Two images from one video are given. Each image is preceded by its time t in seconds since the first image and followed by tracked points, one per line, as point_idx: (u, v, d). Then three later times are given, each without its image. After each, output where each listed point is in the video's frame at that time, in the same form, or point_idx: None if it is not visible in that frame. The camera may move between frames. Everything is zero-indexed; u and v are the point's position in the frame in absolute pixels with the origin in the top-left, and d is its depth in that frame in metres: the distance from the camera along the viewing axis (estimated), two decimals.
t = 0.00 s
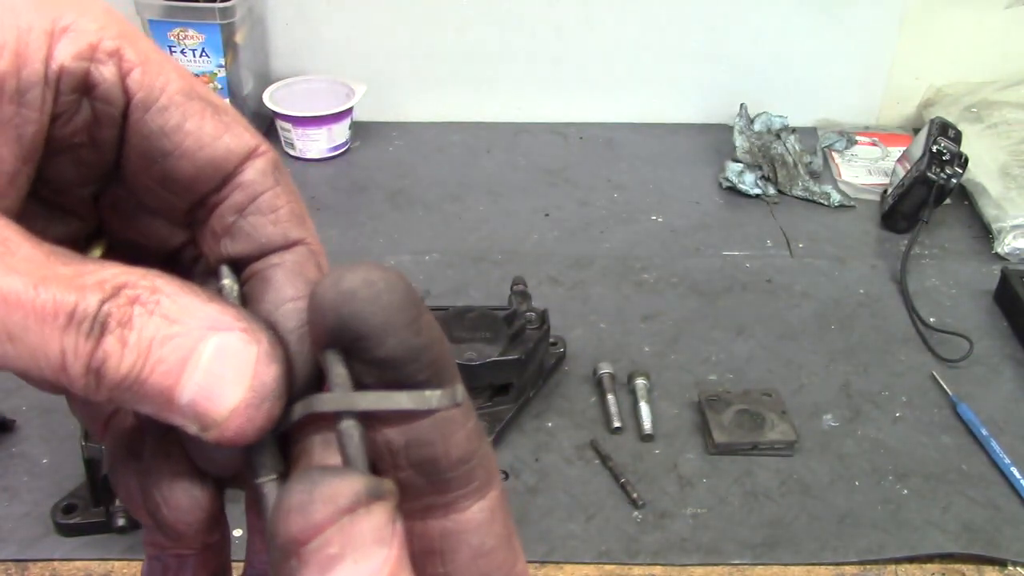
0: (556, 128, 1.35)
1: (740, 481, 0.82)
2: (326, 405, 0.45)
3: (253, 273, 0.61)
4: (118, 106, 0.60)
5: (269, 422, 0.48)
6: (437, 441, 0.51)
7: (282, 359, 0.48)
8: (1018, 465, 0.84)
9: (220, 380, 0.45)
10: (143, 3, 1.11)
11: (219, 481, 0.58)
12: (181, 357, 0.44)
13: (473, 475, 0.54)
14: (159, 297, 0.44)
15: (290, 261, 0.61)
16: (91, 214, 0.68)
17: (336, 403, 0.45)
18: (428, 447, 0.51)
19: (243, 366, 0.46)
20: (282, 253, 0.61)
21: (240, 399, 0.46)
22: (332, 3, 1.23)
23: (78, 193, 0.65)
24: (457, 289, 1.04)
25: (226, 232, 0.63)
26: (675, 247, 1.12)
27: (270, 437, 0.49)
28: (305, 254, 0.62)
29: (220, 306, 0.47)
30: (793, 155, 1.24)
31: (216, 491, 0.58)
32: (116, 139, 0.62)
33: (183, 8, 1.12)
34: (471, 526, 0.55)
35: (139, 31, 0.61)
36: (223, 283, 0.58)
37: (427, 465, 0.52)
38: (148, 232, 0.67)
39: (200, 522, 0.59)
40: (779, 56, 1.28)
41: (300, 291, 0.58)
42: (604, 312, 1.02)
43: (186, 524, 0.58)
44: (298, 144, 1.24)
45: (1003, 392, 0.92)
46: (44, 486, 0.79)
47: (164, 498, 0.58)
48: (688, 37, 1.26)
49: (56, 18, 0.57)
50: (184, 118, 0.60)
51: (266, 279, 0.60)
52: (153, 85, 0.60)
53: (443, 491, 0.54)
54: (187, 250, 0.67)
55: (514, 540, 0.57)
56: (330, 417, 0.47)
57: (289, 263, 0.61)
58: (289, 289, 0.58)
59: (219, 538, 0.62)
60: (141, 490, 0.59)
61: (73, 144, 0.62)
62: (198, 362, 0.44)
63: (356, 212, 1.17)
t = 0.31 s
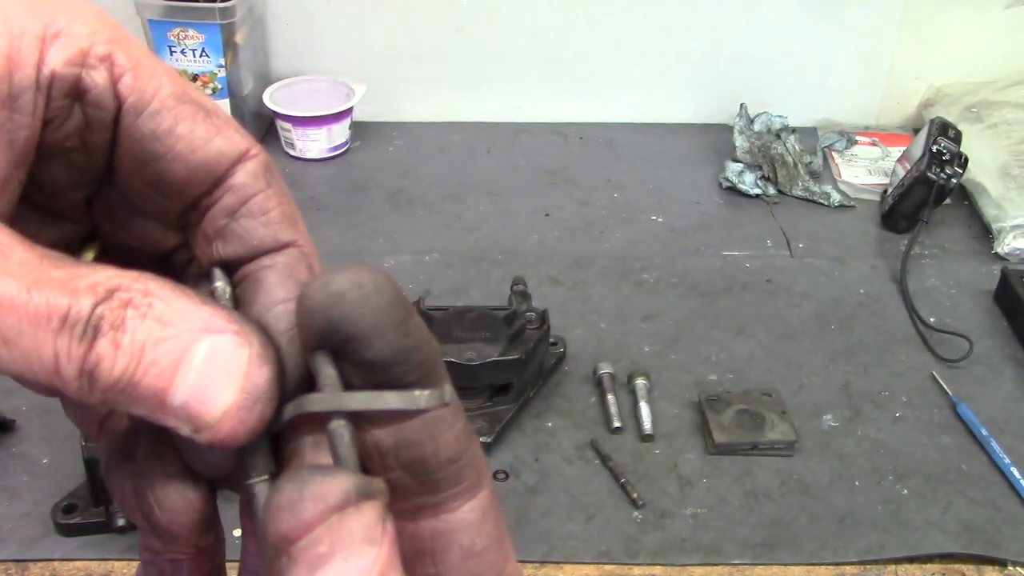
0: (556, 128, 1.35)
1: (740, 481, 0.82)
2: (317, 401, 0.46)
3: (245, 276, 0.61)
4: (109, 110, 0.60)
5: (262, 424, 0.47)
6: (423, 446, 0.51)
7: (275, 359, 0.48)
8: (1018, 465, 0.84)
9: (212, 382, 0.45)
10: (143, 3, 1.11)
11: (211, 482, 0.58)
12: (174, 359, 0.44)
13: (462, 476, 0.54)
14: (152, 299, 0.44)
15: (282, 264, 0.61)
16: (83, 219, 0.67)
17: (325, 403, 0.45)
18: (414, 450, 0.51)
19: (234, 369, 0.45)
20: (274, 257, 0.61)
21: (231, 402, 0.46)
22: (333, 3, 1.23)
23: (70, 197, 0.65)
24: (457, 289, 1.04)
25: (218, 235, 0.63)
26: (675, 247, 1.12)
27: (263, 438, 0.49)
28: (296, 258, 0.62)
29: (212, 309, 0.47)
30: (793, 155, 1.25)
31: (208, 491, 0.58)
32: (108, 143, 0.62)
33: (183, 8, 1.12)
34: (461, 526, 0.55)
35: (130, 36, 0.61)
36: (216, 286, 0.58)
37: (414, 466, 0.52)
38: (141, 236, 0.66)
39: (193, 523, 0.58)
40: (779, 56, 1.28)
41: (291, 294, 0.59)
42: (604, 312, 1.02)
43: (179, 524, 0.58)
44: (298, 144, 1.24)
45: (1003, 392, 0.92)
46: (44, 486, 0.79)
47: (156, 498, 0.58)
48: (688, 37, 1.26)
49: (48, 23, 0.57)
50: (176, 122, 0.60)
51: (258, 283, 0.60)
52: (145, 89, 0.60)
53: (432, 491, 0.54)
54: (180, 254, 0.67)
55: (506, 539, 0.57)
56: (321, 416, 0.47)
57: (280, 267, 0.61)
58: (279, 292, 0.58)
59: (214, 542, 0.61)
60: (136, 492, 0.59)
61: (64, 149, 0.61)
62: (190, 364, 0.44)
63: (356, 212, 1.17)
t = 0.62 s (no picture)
0: (556, 128, 1.35)
1: (740, 481, 0.82)
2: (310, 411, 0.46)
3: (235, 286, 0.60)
4: (98, 128, 0.60)
5: (252, 430, 0.46)
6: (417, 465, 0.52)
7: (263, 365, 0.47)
8: (1018, 464, 0.84)
9: (203, 392, 0.44)
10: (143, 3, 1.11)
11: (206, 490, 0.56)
12: (163, 367, 0.43)
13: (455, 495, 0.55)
14: (143, 309, 0.44)
15: (270, 274, 0.60)
16: (78, 236, 0.68)
17: (321, 411, 0.45)
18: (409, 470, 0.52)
19: (224, 377, 0.45)
20: (261, 269, 0.61)
21: (220, 411, 0.45)
22: (333, 3, 1.23)
23: (62, 216, 0.66)
24: (457, 289, 1.04)
25: (206, 247, 0.62)
26: (675, 247, 1.12)
27: (252, 449, 0.48)
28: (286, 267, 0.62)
29: (203, 319, 0.46)
30: (792, 155, 1.25)
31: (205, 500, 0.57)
32: (98, 160, 0.62)
33: (183, 8, 1.12)
34: (459, 542, 0.56)
35: (119, 56, 0.61)
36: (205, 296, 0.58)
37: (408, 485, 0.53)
38: (134, 252, 0.66)
39: (191, 531, 0.57)
40: (778, 55, 1.28)
41: (280, 302, 0.57)
42: (604, 312, 1.02)
43: (177, 534, 0.57)
44: (298, 144, 1.24)
45: (1003, 392, 0.92)
46: (45, 486, 0.79)
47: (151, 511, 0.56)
48: (687, 36, 1.26)
49: (36, 43, 0.58)
50: (163, 139, 0.60)
51: (247, 292, 0.59)
52: (133, 107, 0.60)
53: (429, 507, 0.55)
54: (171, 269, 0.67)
55: (505, 556, 0.58)
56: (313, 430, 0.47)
57: (269, 276, 0.60)
58: (269, 301, 0.57)
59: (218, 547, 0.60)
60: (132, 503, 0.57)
61: (55, 167, 0.62)
62: (180, 373, 0.43)
63: (356, 212, 1.17)
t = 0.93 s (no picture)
0: (556, 128, 1.35)
1: (740, 481, 0.82)
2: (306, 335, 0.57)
3: (224, 230, 0.64)
4: (94, 92, 0.65)
5: (248, 350, 0.49)
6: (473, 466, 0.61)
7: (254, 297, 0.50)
8: (1018, 464, 0.85)
9: (203, 318, 0.46)
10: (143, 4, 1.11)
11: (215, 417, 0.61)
12: (165, 299, 0.46)
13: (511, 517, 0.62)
14: (143, 244, 0.47)
15: (258, 216, 0.64)
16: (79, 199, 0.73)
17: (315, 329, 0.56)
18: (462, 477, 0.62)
19: (222, 307, 0.47)
20: (249, 210, 0.65)
21: (218, 336, 0.47)
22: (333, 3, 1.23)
23: (66, 176, 0.71)
24: (457, 289, 1.04)
25: (201, 198, 0.66)
26: (675, 247, 1.12)
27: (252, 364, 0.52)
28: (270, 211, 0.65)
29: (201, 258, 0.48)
30: (793, 155, 1.24)
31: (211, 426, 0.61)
32: (97, 121, 0.67)
33: (183, 9, 1.12)
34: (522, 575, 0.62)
35: (112, 32, 0.67)
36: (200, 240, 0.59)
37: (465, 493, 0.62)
38: (133, 209, 0.72)
39: (202, 456, 0.61)
40: (779, 56, 1.28)
41: (268, 241, 0.62)
42: (604, 312, 1.02)
43: (189, 458, 0.60)
44: (298, 144, 1.24)
45: (1003, 392, 0.92)
46: (45, 486, 0.79)
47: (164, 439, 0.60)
48: (687, 37, 1.26)
49: (34, 20, 0.63)
50: (152, 101, 0.66)
51: (238, 234, 0.63)
52: (126, 72, 0.65)
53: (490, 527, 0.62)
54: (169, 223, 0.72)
55: None
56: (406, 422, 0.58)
57: (256, 220, 0.64)
58: (259, 240, 0.62)
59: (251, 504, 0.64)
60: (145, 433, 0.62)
61: (59, 130, 0.67)
62: (180, 304, 0.46)
63: (356, 212, 1.17)
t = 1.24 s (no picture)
0: (556, 128, 1.35)
1: (740, 481, 0.82)
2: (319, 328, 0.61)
3: (235, 237, 0.69)
4: (117, 111, 0.65)
5: (265, 343, 0.50)
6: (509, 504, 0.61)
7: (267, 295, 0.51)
8: (1018, 464, 0.84)
9: (223, 316, 0.47)
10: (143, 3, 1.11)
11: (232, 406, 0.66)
12: (188, 299, 0.46)
13: (562, 546, 0.59)
14: (165, 247, 0.47)
15: (268, 224, 0.68)
16: (94, 212, 0.72)
17: (328, 323, 0.60)
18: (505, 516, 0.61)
19: (241, 304, 0.47)
20: (257, 218, 0.69)
21: (239, 332, 0.47)
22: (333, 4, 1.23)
23: (86, 189, 0.70)
24: (457, 289, 1.04)
25: (214, 206, 0.69)
26: (675, 247, 1.12)
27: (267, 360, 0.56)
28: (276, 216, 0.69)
29: (215, 259, 0.48)
30: (792, 156, 1.25)
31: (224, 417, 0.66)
32: (118, 137, 0.67)
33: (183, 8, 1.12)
34: None
35: (122, 48, 0.66)
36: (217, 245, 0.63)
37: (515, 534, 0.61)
38: (145, 218, 0.73)
39: (219, 444, 0.66)
40: (779, 56, 1.28)
41: (277, 246, 0.67)
42: (604, 312, 1.02)
43: (207, 447, 0.66)
44: (298, 144, 1.24)
45: (1003, 392, 0.92)
46: (45, 486, 0.79)
47: (182, 428, 0.65)
48: (688, 37, 1.26)
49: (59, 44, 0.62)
50: (170, 116, 0.66)
51: (249, 241, 0.68)
52: (143, 92, 0.65)
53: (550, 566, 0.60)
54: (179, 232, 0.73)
55: None
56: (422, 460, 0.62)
57: (266, 226, 0.68)
58: (269, 244, 0.67)
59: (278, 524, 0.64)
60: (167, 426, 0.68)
61: (82, 146, 0.66)
62: (201, 304, 0.46)
63: (356, 212, 1.17)
